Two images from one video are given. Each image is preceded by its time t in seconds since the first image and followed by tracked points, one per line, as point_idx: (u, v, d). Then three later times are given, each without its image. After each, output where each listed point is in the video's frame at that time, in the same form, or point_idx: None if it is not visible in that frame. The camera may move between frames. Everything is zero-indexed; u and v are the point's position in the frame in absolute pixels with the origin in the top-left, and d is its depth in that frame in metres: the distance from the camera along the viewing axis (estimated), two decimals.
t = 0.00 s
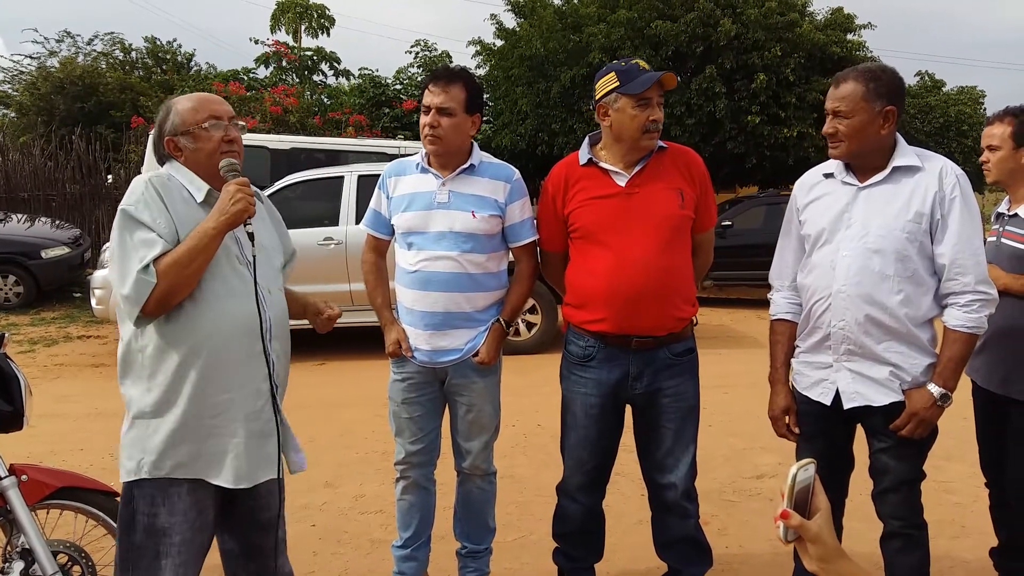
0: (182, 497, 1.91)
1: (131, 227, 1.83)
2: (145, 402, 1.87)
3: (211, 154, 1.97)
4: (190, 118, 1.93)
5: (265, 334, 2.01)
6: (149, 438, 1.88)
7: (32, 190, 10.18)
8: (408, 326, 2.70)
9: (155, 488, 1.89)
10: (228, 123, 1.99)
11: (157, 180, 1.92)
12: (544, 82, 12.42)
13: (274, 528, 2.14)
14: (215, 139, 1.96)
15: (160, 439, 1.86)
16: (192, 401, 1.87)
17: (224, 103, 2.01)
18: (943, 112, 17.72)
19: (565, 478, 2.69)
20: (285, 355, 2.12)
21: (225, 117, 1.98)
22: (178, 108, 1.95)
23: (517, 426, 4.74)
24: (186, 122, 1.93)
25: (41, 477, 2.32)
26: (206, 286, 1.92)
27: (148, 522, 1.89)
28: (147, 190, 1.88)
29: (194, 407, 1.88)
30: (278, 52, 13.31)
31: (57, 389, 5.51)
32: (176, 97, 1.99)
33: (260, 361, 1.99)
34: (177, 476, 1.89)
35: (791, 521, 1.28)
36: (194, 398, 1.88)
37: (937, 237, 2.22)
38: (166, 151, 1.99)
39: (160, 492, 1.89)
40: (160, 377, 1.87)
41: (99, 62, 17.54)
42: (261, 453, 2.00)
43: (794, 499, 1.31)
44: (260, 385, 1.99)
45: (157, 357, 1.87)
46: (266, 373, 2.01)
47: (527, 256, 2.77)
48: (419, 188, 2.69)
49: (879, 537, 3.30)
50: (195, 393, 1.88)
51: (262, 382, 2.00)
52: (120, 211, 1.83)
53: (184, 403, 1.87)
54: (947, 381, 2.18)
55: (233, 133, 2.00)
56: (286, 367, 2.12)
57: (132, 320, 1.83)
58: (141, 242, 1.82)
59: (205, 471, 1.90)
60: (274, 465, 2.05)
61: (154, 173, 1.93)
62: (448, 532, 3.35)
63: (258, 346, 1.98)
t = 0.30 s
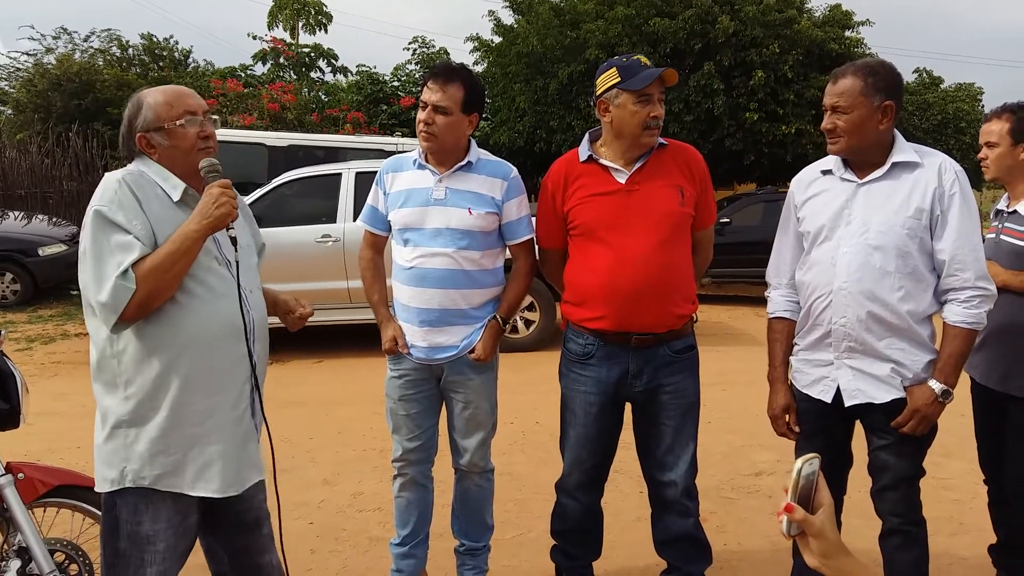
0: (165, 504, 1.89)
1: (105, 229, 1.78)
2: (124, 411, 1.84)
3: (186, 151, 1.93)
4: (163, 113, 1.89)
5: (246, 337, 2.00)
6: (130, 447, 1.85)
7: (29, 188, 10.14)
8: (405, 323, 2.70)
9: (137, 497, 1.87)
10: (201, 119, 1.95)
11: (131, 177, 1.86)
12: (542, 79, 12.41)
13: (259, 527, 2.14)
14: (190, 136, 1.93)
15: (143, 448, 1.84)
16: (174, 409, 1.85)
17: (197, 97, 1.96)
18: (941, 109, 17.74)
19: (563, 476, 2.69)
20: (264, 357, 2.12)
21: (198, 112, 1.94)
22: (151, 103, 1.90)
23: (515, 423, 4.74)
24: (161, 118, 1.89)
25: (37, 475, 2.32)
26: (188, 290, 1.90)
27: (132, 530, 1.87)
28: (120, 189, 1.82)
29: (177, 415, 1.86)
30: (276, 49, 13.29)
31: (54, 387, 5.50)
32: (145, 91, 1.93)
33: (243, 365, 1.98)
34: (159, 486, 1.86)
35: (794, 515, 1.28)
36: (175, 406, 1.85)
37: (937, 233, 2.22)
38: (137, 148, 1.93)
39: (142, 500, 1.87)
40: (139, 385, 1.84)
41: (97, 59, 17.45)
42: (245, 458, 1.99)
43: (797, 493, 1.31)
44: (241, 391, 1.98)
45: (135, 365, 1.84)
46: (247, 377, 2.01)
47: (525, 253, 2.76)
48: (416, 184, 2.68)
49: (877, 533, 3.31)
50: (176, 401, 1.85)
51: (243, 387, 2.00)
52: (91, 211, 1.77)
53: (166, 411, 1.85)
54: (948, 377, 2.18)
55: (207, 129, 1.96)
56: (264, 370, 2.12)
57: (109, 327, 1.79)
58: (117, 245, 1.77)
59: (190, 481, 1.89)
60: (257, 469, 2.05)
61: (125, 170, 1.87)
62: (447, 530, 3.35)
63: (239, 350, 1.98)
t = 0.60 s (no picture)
0: (162, 509, 1.90)
1: (91, 234, 1.76)
2: (118, 418, 1.83)
3: (170, 151, 1.91)
4: (144, 115, 1.86)
5: (240, 336, 2.01)
6: (126, 454, 1.84)
7: (31, 187, 10.15)
8: (406, 322, 2.69)
9: (134, 503, 1.87)
10: (182, 118, 1.93)
11: (112, 180, 1.85)
12: (543, 77, 12.40)
13: (252, 530, 2.15)
14: (173, 136, 1.91)
15: (140, 454, 1.83)
16: (170, 413, 1.85)
17: (175, 95, 1.94)
18: (943, 107, 17.73)
19: (563, 474, 2.69)
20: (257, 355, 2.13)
21: (178, 111, 1.92)
22: (130, 103, 1.87)
23: (516, 422, 4.74)
24: (142, 118, 1.86)
25: (38, 474, 2.32)
26: (180, 292, 1.89)
27: (128, 536, 1.87)
28: (101, 193, 1.80)
29: (173, 420, 1.86)
30: (277, 48, 13.30)
31: (56, 386, 5.50)
32: (123, 91, 1.90)
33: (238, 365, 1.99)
34: (158, 492, 1.86)
35: (797, 515, 1.27)
36: (172, 410, 1.85)
37: (940, 232, 2.22)
38: (117, 149, 1.90)
39: (140, 505, 1.87)
40: (132, 391, 1.83)
41: (98, 58, 17.43)
42: (244, 458, 2.00)
43: (800, 493, 1.30)
44: (237, 392, 1.99)
45: (127, 371, 1.83)
46: (243, 376, 2.01)
47: (526, 251, 2.76)
48: (417, 184, 2.68)
49: (879, 532, 3.30)
50: (173, 405, 1.85)
51: (240, 387, 2.00)
52: (76, 216, 1.75)
53: (162, 416, 1.85)
54: (950, 376, 2.18)
55: (188, 127, 1.95)
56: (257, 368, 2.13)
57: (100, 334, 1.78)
58: (105, 251, 1.76)
59: (190, 485, 1.89)
60: (255, 468, 2.06)
61: (106, 173, 1.86)
62: (448, 529, 3.35)
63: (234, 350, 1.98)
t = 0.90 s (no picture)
0: (162, 508, 1.90)
1: (84, 237, 1.74)
2: (119, 419, 1.82)
3: (156, 150, 1.90)
4: (131, 117, 1.84)
5: (238, 329, 2.03)
6: (128, 454, 1.84)
7: (27, 185, 10.12)
8: (403, 320, 2.70)
9: (135, 503, 1.87)
10: (166, 116, 1.91)
11: (100, 180, 1.83)
12: (541, 76, 12.40)
13: (246, 530, 2.16)
14: (161, 135, 1.90)
15: (143, 454, 1.83)
16: (173, 410, 1.86)
17: (158, 94, 1.91)
18: (940, 107, 17.77)
19: (557, 472, 2.69)
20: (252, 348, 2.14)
21: (163, 110, 1.90)
22: (114, 103, 1.84)
23: (514, 421, 4.74)
24: (128, 119, 1.84)
25: (34, 472, 2.32)
26: (177, 290, 1.89)
27: (128, 536, 1.87)
28: (88, 195, 1.78)
29: (176, 417, 1.87)
30: (274, 47, 13.29)
31: (53, 385, 5.49)
32: (105, 90, 1.87)
33: (238, 358, 2.01)
34: (163, 489, 1.87)
35: (794, 512, 1.28)
36: (174, 408, 1.86)
37: (938, 231, 2.22)
38: (102, 150, 1.88)
39: (140, 505, 1.87)
40: (133, 391, 1.82)
41: (94, 56, 17.37)
42: (247, 449, 2.03)
43: (798, 490, 1.31)
44: (239, 384, 2.01)
45: (126, 372, 1.82)
46: (245, 369, 2.03)
47: (523, 250, 2.76)
48: (413, 183, 2.68)
49: (876, 530, 3.31)
50: (176, 403, 1.86)
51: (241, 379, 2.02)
52: (67, 219, 1.73)
53: (165, 414, 1.85)
54: (947, 375, 2.18)
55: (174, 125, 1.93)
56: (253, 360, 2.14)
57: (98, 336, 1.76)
58: (100, 252, 1.75)
59: (195, 479, 1.91)
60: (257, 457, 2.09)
61: (92, 174, 1.84)
62: (446, 527, 3.35)
63: (235, 343, 2.00)
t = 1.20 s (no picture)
0: (169, 505, 1.90)
1: (89, 238, 1.73)
2: (127, 417, 1.82)
3: (161, 155, 1.90)
4: (139, 121, 1.84)
5: (242, 324, 2.04)
6: (135, 453, 1.83)
7: (25, 183, 10.12)
8: (401, 319, 2.70)
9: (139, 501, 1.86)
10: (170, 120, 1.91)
11: (100, 182, 1.82)
12: (539, 75, 12.40)
13: (245, 527, 2.17)
14: (167, 139, 1.90)
15: (152, 451, 1.83)
16: (182, 407, 1.86)
17: (160, 95, 1.91)
18: (938, 106, 17.79)
19: (554, 470, 2.70)
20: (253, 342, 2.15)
21: (167, 113, 1.90)
22: (121, 108, 1.83)
23: (512, 419, 4.74)
24: (137, 124, 1.84)
25: (33, 470, 2.32)
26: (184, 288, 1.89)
27: (134, 534, 1.86)
28: (89, 196, 1.77)
29: (185, 414, 1.87)
30: (273, 45, 13.28)
31: (51, 383, 5.49)
32: (109, 92, 1.85)
33: (243, 354, 2.02)
34: (171, 486, 1.87)
35: (791, 511, 1.28)
36: (184, 405, 1.87)
37: (936, 231, 2.22)
38: (107, 155, 1.86)
39: (147, 503, 1.86)
40: (142, 389, 1.82)
41: (92, 54, 17.34)
42: (253, 442, 2.04)
43: (795, 490, 1.31)
44: (245, 379, 2.01)
45: (135, 370, 1.81)
46: (250, 364, 2.04)
47: (522, 248, 2.76)
48: (410, 181, 2.68)
49: (874, 529, 3.32)
50: (185, 399, 1.86)
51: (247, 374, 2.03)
52: (71, 221, 1.72)
53: (174, 411, 1.85)
54: (945, 374, 2.19)
55: (177, 127, 1.93)
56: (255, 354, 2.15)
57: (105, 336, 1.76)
58: (107, 253, 1.74)
59: (204, 475, 1.91)
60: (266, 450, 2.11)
61: (91, 175, 1.82)
62: (444, 525, 3.35)
63: (240, 339, 2.01)
